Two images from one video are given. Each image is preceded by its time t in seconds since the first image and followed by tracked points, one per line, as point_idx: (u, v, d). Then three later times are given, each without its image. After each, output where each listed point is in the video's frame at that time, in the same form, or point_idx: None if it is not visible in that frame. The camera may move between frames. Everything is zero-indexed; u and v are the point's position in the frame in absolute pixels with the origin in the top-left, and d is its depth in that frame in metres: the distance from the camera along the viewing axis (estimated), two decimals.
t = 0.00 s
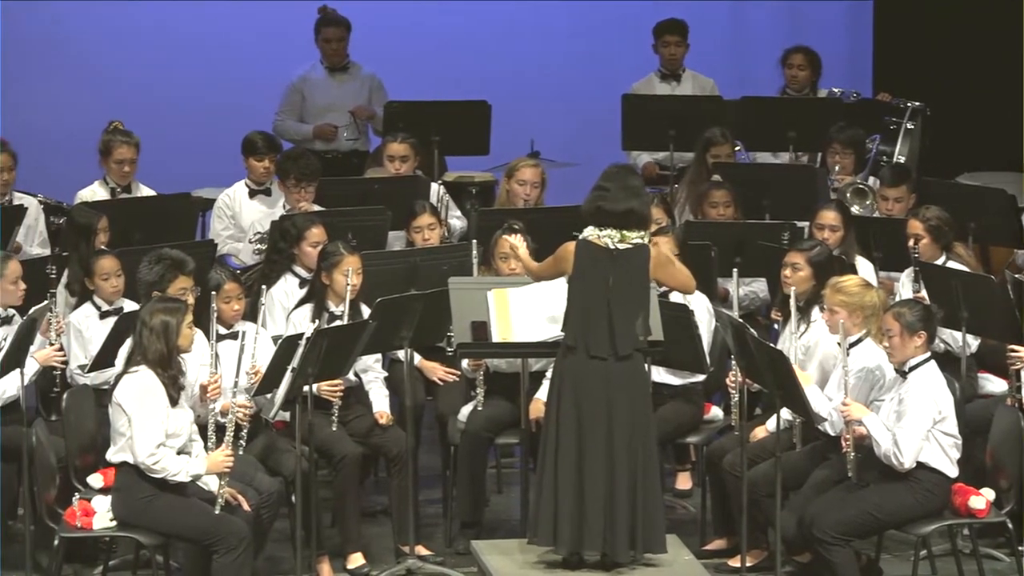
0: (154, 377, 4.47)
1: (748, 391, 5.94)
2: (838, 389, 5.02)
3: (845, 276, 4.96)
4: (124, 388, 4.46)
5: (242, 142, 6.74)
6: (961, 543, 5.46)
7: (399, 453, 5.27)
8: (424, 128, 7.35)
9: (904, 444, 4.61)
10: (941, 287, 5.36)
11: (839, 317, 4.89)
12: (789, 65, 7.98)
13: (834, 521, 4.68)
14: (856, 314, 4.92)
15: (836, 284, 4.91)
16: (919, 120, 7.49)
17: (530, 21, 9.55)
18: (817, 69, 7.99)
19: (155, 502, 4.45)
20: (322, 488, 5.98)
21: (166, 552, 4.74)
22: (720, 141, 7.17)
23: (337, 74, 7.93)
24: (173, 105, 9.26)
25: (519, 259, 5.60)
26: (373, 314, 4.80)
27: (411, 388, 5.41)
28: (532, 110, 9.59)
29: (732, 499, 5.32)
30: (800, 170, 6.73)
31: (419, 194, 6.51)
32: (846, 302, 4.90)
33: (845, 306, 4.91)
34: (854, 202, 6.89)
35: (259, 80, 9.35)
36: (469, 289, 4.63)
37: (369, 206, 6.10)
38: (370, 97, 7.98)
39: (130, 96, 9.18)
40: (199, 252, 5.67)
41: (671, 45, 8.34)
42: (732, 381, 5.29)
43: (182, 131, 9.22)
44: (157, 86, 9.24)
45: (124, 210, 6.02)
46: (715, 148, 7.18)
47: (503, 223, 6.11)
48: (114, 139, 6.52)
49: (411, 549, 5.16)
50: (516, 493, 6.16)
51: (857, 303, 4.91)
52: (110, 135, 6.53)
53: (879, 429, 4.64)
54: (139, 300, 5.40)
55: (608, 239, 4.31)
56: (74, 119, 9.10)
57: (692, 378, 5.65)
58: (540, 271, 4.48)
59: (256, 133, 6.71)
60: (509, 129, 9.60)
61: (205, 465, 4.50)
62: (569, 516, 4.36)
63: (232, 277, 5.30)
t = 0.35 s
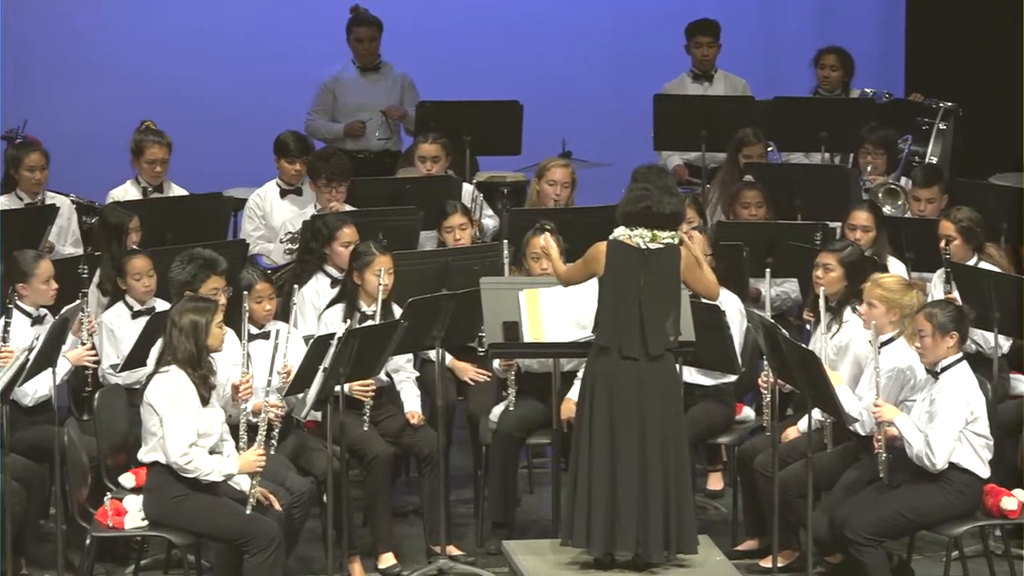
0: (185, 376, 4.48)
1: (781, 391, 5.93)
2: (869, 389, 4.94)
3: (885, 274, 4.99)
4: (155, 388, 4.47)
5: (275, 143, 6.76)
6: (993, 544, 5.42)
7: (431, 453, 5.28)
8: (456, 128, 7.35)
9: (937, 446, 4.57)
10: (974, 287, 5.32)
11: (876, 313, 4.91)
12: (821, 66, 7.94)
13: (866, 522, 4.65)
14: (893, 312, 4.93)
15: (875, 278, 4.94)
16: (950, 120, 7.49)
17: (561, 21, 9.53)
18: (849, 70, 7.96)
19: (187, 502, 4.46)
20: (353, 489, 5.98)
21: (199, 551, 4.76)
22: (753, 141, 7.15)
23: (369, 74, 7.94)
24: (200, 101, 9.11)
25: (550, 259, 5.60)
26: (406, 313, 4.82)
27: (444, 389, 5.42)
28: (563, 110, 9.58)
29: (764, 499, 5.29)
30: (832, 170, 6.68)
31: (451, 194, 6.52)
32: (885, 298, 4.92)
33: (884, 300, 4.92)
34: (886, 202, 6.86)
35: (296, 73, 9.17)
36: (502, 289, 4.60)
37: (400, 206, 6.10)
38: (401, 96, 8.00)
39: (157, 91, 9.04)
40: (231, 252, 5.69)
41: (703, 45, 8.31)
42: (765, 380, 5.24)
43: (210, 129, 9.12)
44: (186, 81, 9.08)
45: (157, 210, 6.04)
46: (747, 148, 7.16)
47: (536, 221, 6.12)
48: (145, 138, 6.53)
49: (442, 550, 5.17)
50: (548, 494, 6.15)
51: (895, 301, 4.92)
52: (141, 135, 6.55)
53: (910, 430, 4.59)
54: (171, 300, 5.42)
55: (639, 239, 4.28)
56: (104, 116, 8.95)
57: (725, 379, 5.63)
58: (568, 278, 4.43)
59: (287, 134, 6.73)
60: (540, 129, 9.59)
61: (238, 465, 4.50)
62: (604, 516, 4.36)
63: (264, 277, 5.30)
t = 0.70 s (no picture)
0: (218, 377, 4.50)
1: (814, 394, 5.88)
2: (902, 390, 4.93)
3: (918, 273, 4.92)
4: (188, 388, 4.49)
5: (309, 144, 6.79)
6: None
7: (463, 453, 5.27)
8: (489, 128, 7.34)
9: (971, 447, 4.54)
10: (1009, 288, 5.28)
11: (909, 312, 4.85)
12: (855, 67, 7.89)
13: (898, 523, 4.64)
14: (926, 312, 4.87)
15: (908, 279, 4.88)
16: (985, 121, 7.39)
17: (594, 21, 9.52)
18: (883, 71, 7.91)
19: (220, 502, 4.48)
20: (386, 488, 5.99)
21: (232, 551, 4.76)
22: (786, 141, 7.11)
23: (402, 74, 7.95)
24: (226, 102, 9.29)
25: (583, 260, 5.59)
26: (439, 313, 4.83)
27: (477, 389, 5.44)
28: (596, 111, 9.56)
29: (797, 500, 5.26)
30: (865, 170, 6.65)
31: (484, 194, 6.52)
32: (917, 298, 4.85)
33: (916, 301, 4.86)
34: (921, 203, 6.81)
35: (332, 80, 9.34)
36: (533, 290, 4.60)
37: (433, 206, 6.10)
38: (435, 96, 8.00)
39: (182, 92, 9.29)
40: (265, 253, 5.71)
41: (736, 47, 8.28)
42: (799, 381, 5.24)
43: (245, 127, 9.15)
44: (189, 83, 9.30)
45: (191, 210, 6.06)
46: (781, 149, 7.12)
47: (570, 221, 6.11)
48: (178, 138, 6.56)
49: (475, 550, 5.19)
50: (580, 494, 6.14)
51: (929, 301, 4.85)
52: (175, 135, 6.58)
53: (943, 431, 4.56)
54: (204, 299, 5.44)
55: (671, 238, 4.27)
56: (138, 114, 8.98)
57: (758, 379, 5.62)
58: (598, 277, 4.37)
59: (321, 134, 6.76)
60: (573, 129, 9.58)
61: (271, 465, 4.52)
62: (637, 517, 4.35)
63: (297, 277, 5.32)
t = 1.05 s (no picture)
0: (250, 376, 4.51)
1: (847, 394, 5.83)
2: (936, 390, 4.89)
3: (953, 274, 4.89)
4: (221, 388, 4.49)
5: (346, 144, 6.80)
6: None
7: (497, 453, 5.27)
8: (522, 128, 7.33)
9: (1005, 448, 4.50)
10: None
11: (943, 315, 4.82)
12: (888, 67, 7.85)
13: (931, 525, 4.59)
14: (960, 314, 4.83)
15: (942, 280, 4.85)
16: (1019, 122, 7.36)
17: (626, 21, 9.49)
18: (916, 71, 7.86)
19: (253, 502, 4.49)
20: (419, 489, 5.99)
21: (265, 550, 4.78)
22: (820, 142, 7.08)
23: (436, 75, 7.95)
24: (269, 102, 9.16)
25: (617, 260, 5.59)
26: (473, 313, 4.82)
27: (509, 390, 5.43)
28: (628, 110, 9.54)
29: (829, 501, 5.24)
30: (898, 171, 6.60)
31: (518, 194, 6.52)
32: (952, 300, 4.82)
33: (951, 302, 4.83)
34: (955, 204, 6.75)
35: (359, 76, 9.21)
36: (569, 289, 4.52)
37: (467, 206, 6.10)
38: (468, 97, 8.00)
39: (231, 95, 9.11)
40: (298, 253, 5.72)
41: (769, 46, 8.24)
42: (830, 382, 5.20)
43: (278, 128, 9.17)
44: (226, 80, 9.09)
45: (225, 210, 6.07)
46: (815, 150, 7.10)
47: (604, 222, 6.09)
48: (212, 138, 6.58)
49: (508, 551, 5.19)
50: (613, 495, 6.13)
51: (963, 302, 4.82)
52: (208, 135, 6.60)
53: (977, 432, 4.53)
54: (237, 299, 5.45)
55: (699, 236, 4.29)
56: (171, 115, 9.01)
57: (791, 381, 5.57)
58: (625, 259, 4.42)
59: (359, 134, 6.76)
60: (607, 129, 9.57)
61: (304, 465, 4.54)
62: (663, 515, 4.34)
63: (330, 277, 5.31)
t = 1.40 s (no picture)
0: (286, 376, 4.52)
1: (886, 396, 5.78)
2: (971, 391, 4.85)
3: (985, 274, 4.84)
4: (255, 387, 4.51)
5: (383, 143, 6.81)
6: None
7: (531, 453, 5.26)
8: (556, 128, 7.32)
9: None
10: None
11: (977, 316, 4.78)
12: (923, 67, 7.80)
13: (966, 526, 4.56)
14: (995, 315, 4.79)
15: (975, 282, 4.80)
16: None
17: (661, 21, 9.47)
18: (952, 71, 7.80)
19: (287, 501, 4.50)
20: (452, 488, 5.99)
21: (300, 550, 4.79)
22: (856, 143, 7.05)
23: (470, 74, 7.95)
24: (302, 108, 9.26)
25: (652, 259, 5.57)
26: (506, 313, 4.82)
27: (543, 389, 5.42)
28: (662, 110, 9.52)
29: (864, 502, 5.20)
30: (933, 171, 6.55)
31: (552, 194, 6.51)
32: (985, 301, 4.78)
33: (985, 304, 4.79)
34: (990, 204, 6.70)
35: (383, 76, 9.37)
36: (606, 290, 4.48)
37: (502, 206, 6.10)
38: (503, 97, 8.00)
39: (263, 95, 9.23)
40: (332, 252, 5.73)
41: (804, 45, 8.20)
42: (865, 382, 5.20)
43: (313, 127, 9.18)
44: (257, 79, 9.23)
45: (260, 210, 6.09)
46: (850, 150, 7.07)
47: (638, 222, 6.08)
48: (246, 137, 6.60)
49: (542, 550, 5.20)
50: (647, 495, 6.11)
51: (997, 303, 4.78)
52: (243, 135, 6.62)
53: (1012, 433, 4.49)
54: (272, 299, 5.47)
55: (727, 236, 4.25)
56: (203, 115, 9.15)
57: (825, 381, 5.55)
58: (654, 282, 4.37)
59: (395, 133, 6.77)
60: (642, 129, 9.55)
61: (338, 464, 4.54)
62: (693, 514, 4.34)
63: (364, 277, 5.32)
